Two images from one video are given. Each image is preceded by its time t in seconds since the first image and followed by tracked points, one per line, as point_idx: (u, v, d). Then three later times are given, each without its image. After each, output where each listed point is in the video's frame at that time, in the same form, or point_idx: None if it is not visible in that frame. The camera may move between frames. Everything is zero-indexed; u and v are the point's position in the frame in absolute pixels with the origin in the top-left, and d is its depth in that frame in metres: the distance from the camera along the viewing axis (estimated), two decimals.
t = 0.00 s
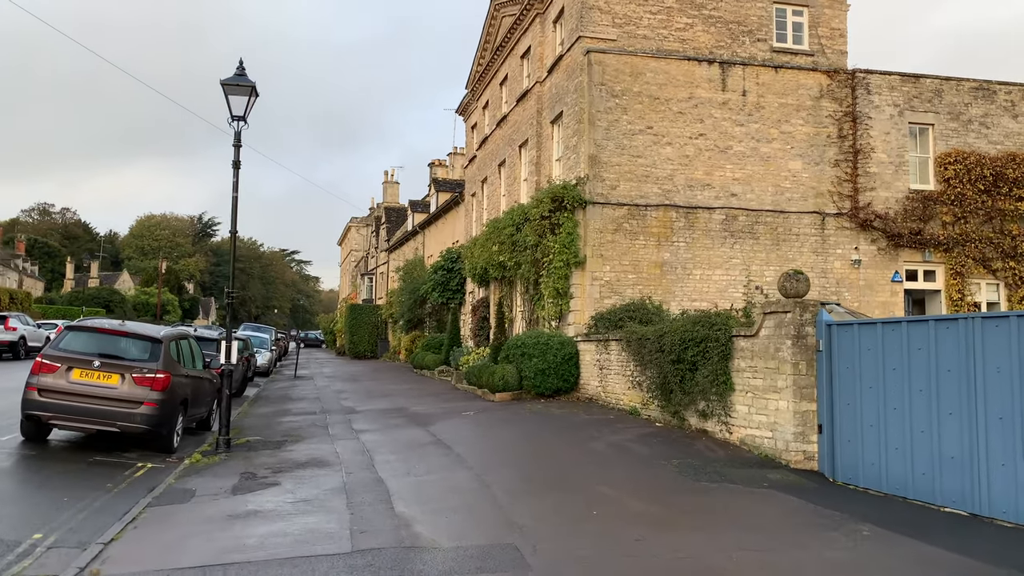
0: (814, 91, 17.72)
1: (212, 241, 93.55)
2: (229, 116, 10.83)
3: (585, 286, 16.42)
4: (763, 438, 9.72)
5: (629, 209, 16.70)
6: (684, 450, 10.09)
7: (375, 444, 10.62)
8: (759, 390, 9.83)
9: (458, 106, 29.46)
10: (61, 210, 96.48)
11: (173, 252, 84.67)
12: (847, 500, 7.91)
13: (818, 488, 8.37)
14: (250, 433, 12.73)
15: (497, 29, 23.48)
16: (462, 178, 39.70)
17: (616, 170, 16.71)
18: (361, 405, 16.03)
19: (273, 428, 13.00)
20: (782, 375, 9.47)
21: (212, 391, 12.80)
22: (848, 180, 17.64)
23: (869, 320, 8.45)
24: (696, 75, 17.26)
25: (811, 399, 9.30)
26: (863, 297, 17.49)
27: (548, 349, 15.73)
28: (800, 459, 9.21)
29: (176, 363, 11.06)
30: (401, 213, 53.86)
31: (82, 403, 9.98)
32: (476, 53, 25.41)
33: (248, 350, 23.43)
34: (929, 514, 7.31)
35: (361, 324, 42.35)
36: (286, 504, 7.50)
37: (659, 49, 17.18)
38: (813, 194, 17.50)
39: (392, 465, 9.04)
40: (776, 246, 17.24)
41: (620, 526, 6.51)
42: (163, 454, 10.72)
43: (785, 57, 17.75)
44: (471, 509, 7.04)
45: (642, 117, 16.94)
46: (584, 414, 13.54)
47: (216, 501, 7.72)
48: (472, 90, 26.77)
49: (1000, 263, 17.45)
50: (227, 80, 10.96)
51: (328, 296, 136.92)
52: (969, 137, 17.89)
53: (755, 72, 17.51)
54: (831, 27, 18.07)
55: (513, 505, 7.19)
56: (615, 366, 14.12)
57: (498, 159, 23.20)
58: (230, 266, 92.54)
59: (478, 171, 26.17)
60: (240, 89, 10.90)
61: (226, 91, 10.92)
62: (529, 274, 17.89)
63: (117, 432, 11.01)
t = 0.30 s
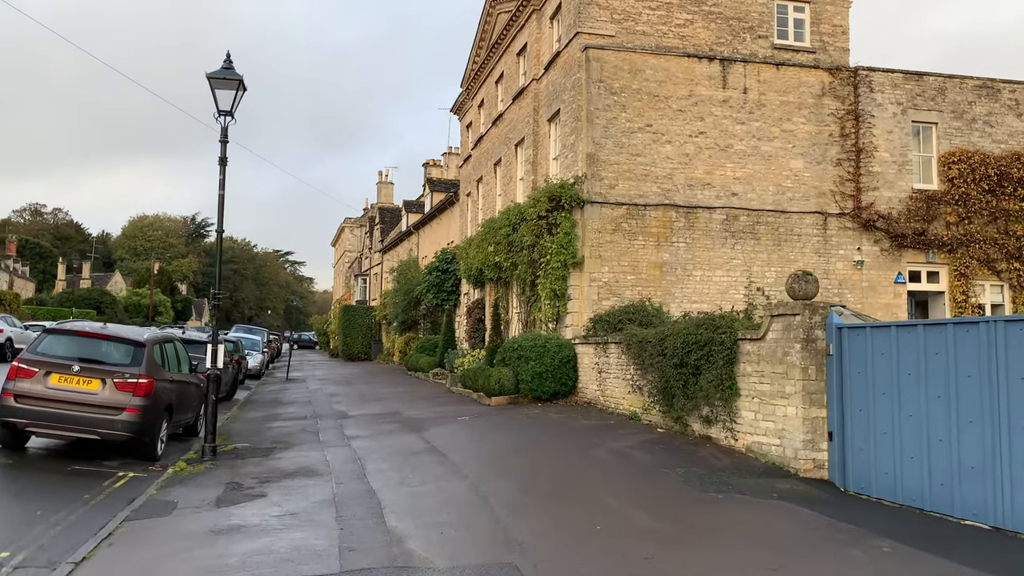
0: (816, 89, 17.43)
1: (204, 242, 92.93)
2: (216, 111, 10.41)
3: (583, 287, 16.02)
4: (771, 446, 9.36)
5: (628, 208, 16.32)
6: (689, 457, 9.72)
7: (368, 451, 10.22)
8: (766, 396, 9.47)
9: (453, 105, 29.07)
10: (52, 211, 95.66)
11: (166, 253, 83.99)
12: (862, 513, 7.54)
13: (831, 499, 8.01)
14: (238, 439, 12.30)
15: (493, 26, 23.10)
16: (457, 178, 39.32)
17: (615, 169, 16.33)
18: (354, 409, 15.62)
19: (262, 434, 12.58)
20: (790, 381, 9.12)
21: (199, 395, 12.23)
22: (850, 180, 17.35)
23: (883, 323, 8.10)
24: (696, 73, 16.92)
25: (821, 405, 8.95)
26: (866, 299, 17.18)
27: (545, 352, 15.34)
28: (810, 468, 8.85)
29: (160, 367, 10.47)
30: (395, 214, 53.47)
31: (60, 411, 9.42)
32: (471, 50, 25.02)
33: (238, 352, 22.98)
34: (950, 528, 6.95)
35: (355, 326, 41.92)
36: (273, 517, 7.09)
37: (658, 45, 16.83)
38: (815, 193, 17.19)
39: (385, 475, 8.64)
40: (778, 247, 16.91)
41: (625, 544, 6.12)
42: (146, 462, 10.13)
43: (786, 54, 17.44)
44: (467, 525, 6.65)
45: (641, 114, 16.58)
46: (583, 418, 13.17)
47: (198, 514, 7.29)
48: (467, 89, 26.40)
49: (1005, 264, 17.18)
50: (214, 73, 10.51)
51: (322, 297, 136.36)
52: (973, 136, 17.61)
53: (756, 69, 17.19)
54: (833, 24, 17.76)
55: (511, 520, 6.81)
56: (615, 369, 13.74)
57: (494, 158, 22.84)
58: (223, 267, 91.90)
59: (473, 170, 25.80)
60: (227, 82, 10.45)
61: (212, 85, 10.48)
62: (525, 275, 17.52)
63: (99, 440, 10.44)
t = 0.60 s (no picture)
0: (821, 86, 17.12)
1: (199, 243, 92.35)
2: (204, 104, 10.02)
3: (583, 287, 15.64)
4: (783, 452, 8.99)
5: (629, 206, 15.96)
6: (696, 463, 9.35)
7: (362, 457, 9.84)
8: (777, 400, 9.11)
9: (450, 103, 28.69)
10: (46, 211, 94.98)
11: (161, 254, 83.45)
12: (882, 523, 7.17)
13: (847, 508, 7.64)
14: (228, 444, 11.88)
15: (490, 22, 22.74)
16: (454, 178, 38.94)
17: (616, 166, 15.97)
18: (349, 412, 15.23)
19: (253, 439, 12.17)
20: (803, 384, 8.77)
21: (189, 398, 11.74)
22: (855, 178, 17.03)
23: (901, 323, 7.74)
24: (698, 68, 16.58)
25: (835, 409, 8.59)
26: (871, 299, 16.86)
27: (545, 354, 14.95)
28: (824, 475, 8.49)
29: (147, 369, 9.97)
30: (391, 214, 53.04)
31: (41, 416, 8.91)
32: (469, 47, 24.65)
33: (231, 354, 22.54)
34: (976, 539, 6.59)
35: (350, 327, 41.51)
36: (261, 529, 6.68)
37: (660, 40, 16.48)
38: (819, 192, 16.87)
39: (380, 483, 8.25)
40: (782, 246, 16.57)
41: (635, 559, 5.73)
42: (132, 469, 9.63)
43: (791, 50, 17.12)
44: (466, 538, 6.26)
45: (642, 111, 16.23)
46: (584, 422, 12.79)
47: (182, 525, 6.88)
48: (465, 87, 26.03)
49: (1012, 263, 16.85)
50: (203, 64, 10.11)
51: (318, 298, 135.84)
52: (980, 134, 17.31)
53: (760, 65, 16.87)
54: (838, 19, 17.44)
55: (513, 532, 6.42)
56: (617, 371, 13.37)
57: (492, 156, 22.47)
58: (218, 267, 91.33)
59: (471, 169, 25.43)
60: (216, 73, 10.04)
61: (201, 76, 10.07)
62: (524, 276, 17.14)
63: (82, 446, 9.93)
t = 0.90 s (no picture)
0: (827, 82, 16.81)
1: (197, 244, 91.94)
2: (195, 97, 9.65)
3: (585, 288, 15.30)
4: (796, 458, 8.65)
5: (632, 205, 15.62)
6: (706, 470, 9.01)
7: (358, 463, 9.48)
8: (790, 404, 8.77)
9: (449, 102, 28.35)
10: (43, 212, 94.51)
11: (158, 256, 83.04)
12: (904, 534, 6.83)
13: (866, 518, 7.29)
14: (221, 448, 11.51)
15: (490, 19, 22.41)
16: (453, 177, 38.61)
17: (619, 164, 15.64)
18: (345, 416, 14.87)
19: (246, 443, 11.80)
20: (816, 388, 8.43)
21: (180, 402, 11.32)
22: (862, 177, 16.73)
23: (922, 324, 7.39)
24: (702, 64, 16.25)
25: (850, 414, 8.25)
26: (879, 300, 16.54)
27: (547, 356, 14.61)
28: (839, 482, 8.14)
29: (136, 372, 9.57)
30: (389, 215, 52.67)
31: (24, 421, 8.49)
32: (468, 45, 24.31)
33: (226, 356, 22.16)
34: (1006, 552, 6.24)
35: (348, 329, 41.14)
36: (251, 542, 6.31)
37: (664, 36, 16.15)
38: (826, 190, 16.55)
39: (377, 491, 7.89)
40: (788, 246, 16.25)
41: None
42: (119, 476, 9.23)
43: (796, 46, 16.80)
44: (467, 553, 5.90)
45: (645, 108, 15.89)
46: (587, 426, 12.44)
47: (167, 538, 6.53)
48: (464, 85, 25.70)
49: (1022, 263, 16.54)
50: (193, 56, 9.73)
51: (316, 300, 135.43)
52: (989, 131, 17.01)
53: (765, 62, 16.55)
54: (844, 15, 17.12)
55: (516, 546, 6.06)
56: (620, 374, 13.03)
57: (491, 155, 22.13)
58: (215, 269, 90.92)
59: (470, 168, 25.08)
60: (207, 65, 9.66)
61: (192, 69, 9.69)
62: (524, 276, 16.79)
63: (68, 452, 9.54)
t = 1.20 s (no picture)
0: (836, 79, 16.42)
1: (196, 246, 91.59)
2: (184, 92, 9.24)
3: (589, 290, 14.89)
4: (814, 470, 8.23)
5: (638, 205, 15.21)
6: (718, 481, 8.60)
7: (355, 474, 9.06)
8: (807, 412, 8.36)
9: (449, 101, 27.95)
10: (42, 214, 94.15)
11: (157, 258, 82.66)
12: (934, 553, 6.41)
13: (892, 535, 6.87)
14: (213, 457, 11.08)
15: (491, 16, 22.01)
16: (453, 178, 38.25)
17: (623, 163, 15.23)
18: (343, 422, 14.46)
19: (239, 451, 11.39)
20: (835, 396, 8.01)
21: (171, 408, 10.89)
22: (872, 176, 16.33)
23: (950, 329, 6.95)
24: (709, 61, 15.86)
25: (871, 423, 7.83)
26: (890, 303, 16.13)
27: (549, 360, 14.19)
28: (860, 496, 7.73)
29: (122, 379, 9.14)
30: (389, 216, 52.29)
31: (2, 431, 8.06)
32: (469, 42, 23.91)
33: (222, 359, 21.74)
34: None
35: (348, 331, 40.75)
36: (237, 564, 5.89)
37: (669, 31, 15.76)
38: (835, 190, 16.16)
39: (373, 506, 7.46)
40: (797, 247, 15.84)
41: None
42: (105, 487, 8.80)
43: (805, 42, 16.40)
44: None
45: (651, 105, 15.48)
46: (592, 433, 12.03)
47: (148, 558, 6.11)
48: (464, 84, 25.30)
49: None
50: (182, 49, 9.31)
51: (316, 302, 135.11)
52: (1002, 130, 16.61)
53: (773, 58, 16.15)
54: (853, 10, 16.72)
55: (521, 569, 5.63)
56: (626, 379, 12.61)
57: (492, 154, 21.73)
58: (215, 271, 90.55)
59: (470, 169, 24.69)
60: (196, 59, 9.24)
61: (180, 63, 9.26)
62: (526, 278, 16.37)
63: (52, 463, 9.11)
